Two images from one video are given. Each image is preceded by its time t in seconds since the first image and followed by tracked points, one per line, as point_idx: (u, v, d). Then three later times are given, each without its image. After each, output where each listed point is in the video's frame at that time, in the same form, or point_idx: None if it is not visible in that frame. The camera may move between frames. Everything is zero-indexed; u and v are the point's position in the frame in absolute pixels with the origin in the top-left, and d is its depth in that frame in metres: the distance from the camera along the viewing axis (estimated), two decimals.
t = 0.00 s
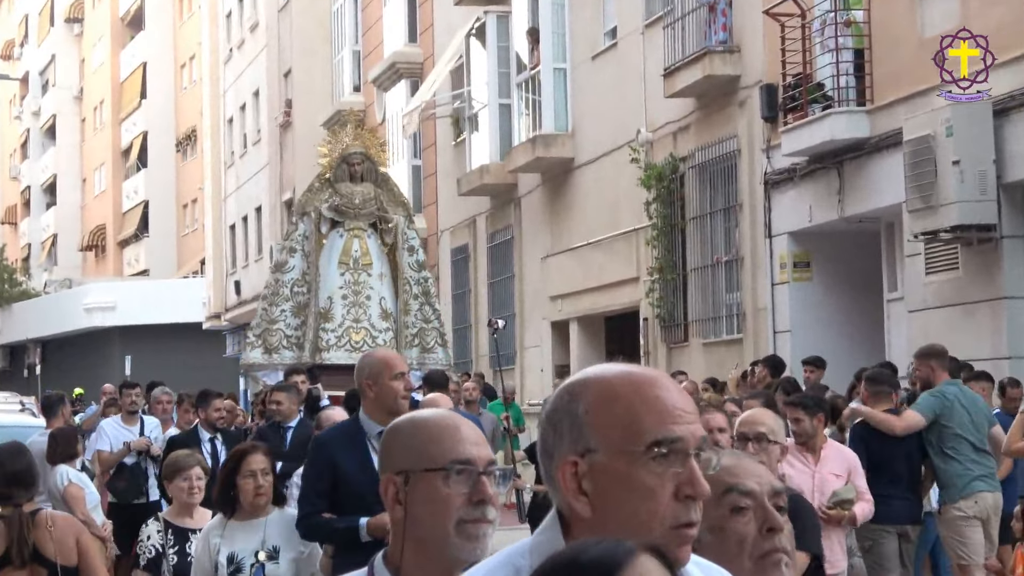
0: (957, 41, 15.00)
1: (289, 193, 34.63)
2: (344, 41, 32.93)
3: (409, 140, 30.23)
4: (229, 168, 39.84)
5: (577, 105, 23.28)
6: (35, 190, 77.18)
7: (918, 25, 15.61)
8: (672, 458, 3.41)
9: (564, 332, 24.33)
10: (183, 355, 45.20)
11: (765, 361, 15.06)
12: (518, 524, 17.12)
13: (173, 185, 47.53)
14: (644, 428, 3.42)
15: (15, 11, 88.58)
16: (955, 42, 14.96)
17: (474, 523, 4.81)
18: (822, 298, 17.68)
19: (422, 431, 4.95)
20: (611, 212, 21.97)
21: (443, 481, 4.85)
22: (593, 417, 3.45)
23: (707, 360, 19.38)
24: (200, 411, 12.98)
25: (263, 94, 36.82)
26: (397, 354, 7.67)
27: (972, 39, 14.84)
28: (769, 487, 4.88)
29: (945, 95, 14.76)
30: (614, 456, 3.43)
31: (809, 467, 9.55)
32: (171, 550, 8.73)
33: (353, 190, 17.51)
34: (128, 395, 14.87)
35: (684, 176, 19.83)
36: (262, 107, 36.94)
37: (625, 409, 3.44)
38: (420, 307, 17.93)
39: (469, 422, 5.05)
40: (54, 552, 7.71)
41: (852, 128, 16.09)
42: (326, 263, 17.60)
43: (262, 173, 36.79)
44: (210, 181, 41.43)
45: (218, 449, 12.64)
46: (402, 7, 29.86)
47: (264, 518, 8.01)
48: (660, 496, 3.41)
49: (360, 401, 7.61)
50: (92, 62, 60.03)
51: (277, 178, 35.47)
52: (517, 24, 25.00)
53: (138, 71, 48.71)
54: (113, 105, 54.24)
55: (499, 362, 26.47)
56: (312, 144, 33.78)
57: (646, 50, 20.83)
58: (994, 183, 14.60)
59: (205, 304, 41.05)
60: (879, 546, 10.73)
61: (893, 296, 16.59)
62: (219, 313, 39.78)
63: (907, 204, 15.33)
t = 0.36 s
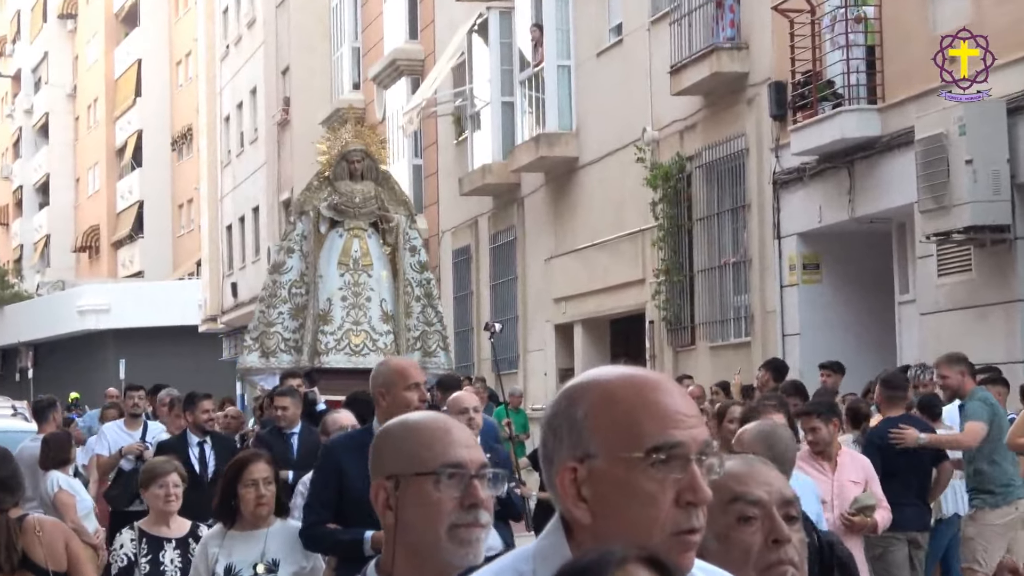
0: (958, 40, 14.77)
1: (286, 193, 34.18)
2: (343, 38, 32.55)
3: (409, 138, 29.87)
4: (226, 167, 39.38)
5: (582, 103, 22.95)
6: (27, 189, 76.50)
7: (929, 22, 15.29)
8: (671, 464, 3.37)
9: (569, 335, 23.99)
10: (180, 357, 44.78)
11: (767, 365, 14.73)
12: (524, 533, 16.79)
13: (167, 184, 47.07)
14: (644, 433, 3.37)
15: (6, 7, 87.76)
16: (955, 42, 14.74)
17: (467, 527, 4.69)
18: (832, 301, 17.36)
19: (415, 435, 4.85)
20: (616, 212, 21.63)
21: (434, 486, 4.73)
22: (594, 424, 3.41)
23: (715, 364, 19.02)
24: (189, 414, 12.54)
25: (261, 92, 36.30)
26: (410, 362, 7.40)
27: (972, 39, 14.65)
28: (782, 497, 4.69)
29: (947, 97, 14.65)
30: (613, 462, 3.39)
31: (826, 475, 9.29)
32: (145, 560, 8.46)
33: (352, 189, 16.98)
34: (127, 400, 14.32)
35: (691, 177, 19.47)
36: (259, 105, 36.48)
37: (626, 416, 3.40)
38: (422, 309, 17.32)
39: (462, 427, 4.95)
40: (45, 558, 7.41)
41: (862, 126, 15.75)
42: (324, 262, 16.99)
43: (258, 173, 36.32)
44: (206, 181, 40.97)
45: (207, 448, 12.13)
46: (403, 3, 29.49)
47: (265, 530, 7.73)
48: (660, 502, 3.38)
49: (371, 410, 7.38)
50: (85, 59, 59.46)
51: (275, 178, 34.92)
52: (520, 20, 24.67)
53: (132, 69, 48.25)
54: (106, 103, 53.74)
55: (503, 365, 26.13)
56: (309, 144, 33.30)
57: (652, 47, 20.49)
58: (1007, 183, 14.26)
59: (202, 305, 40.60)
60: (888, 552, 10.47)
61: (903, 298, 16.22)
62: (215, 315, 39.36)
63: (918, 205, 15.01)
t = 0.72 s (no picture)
0: (957, 41, 14.58)
1: (281, 191, 33.73)
2: (340, 32, 32.13)
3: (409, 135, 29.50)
4: (220, 164, 38.92)
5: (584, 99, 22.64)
6: (18, 187, 75.78)
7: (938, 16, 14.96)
8: (658, 471, 3.43)
9: (569, 336, 23.69)
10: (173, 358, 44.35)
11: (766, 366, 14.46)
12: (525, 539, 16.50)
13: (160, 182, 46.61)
14: (630, 440, 3.45)
15: None
16: (955, 43, 14.58)
17: (455, 531, 4.78)
18: (840, 300, 17.04)
19: (395, 436, 4.92)
20: (618, 210, 21.31)
21: (421, 489, 4.81)
22: (583, 430, 3.50)
23: (720, 366, 18.69)
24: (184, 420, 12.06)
25: (255, 87, 35.77)
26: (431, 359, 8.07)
27: (972, 39, 14.45)
28: (788, 502, 4.87)
29: (946, 97, 14.42)
30: (599, 469, 3.48)
31: (848, 482, 9.11)
32: (131, 571, 8.36)
33: (361, 186, 16.33)
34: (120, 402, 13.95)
35: (695, 174, 19.18)
36: (254, 101, 35.99)
37: (614, 423, 3.47)
38: (434, 309, 16.63)
39: (443, 427, 5.04)
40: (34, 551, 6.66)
41: (871, 121, 15.41)
42: (332, 261, 16.34)
43: (253, 171, 35.84)
44: (200, 178, 40.52)
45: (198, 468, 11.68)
46: None
47: (269, 536, 7.67)
48: (649, 509, 3.45)
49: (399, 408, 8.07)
50: (77, 54, 58.86)
51: (270, 176, 34.37)
52: (521, 14, 24.35)
53: (125, 64, 47.79)
54: (98, 98, 53.20)
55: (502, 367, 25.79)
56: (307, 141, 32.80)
57: (655, 41, 20.17)
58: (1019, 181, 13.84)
59: (195, 307, 40.15)
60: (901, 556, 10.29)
61: (913, 298, 15.86)
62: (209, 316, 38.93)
63: (928, 203, 14.72)
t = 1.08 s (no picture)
0: (958, 41, 14.38)
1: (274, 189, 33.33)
2: (335, 27, 31.76)
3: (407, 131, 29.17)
4: (212, 162, 38.49)
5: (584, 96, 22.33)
6: (6, 186, 75.15)
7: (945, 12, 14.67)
8: (646, 473, 3.49)
9: (570, 337, 23.38)
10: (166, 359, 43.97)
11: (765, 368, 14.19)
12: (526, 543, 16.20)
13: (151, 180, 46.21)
14: (614, 441, 3.53)
15: None
16: (955, 43, 14.38)
17: (458, 538, 4.49)
18: (846, 301, 16.74)
19: (393, 441, 4.60)
20: (620, 207, 21.00)
21: (426, 496, 4.49)
22: (574, 435, 3.60)
23: (723, 368, 18.39)
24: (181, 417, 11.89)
25: (248, 83, 35.33)
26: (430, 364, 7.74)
27: (972, 39, 14.25)
28: (792, 508, 4.86)
29: (947, 96, 14.15)
30: (591, 470, 3.56)
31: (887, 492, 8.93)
32: None
33: (366, 179, 15.34)
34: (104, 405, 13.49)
35: (698, 172, 18.87)
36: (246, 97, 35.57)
37: (603, 426, 3.55)
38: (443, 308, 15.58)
39: (439, 430, 4.71)
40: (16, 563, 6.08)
41: (877, 119, 15.11)
42: (336, 257, 15.33)
43: (246, 169, 35.41)
44: (192, 177, 40.11)
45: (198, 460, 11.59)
46: None
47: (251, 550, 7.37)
48: (636, 511, 3.51)
49: (391, 414, 7.68)
50: (68, 50, 58.33)
51: (264, 172, 33.94)
52: (522, 8, 24.05)
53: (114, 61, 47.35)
54: (87, 96, 52.74)
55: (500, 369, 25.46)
56: (301, 137, 32.40)
57: (658, 36, 19.86)
58: None
59: (188, 308, 39.76)
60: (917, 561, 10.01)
61: (921, 299, 15.55)
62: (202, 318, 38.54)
63: (936, 201, 14.43)
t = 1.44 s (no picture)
0: (959, 40, 14.20)
1: (270, 190, 32.95)
2: (333, 26, 31.45)
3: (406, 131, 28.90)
4: (207, 164, 38.12)
5: (587, 95, 22.04)
6: None
7: (953, 12, 14.39)
8: (629, 477, 3.56)
9: (574, 341, 23.08)
10: (162, 361, 43.63)
11: (773, 373, 13.80)
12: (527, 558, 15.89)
13: (146, 180, 45.87)
14: (602, 445, 3.60)
15: None
16: (955, 42, 14.20)
17: (460, 548, 4.25)
18: (854, 306, 16.45)
19: (394, 446, 4.32)
20: (624, 209, 20.68)
21: (428, 506, 4.23)
22: (570, 437, 3.66)
23: (729, 374, 18.09)
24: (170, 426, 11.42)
25: (243, 83, 34.98)
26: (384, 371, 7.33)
27: (973, 38, 14.08)
28: (805, 519, 4.49)
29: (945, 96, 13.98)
30: (581, 474, 3.63)
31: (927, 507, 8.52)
32: None
33: (361, 182, 14.98)
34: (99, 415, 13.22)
35: (704, 172, 18.55)
36: (241, 96, 35.19)
37: (594, 429, 3.62)
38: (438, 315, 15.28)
39: (441, 438, 4.46)
40: None
41: (888, 119, 14.80)
42: (331, 261, 14.99)
43: (242, 172, 35.04)
44: (185, 177, 39.74)
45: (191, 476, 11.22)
46: None
47: (222, 562, 7.36)
48: (621, 513, 3.57)
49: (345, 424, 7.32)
50: (59, 49, 57.90)
51: (261, 175, 33.60)
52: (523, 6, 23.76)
53: (105, 58, 46.95)
54: (79, 94, 52.34)
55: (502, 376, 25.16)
56: (298, 137, 32.06)
57: (662, 35, 19.57)
58: None
59: (182, 314, 39.39)
60: None
61: (931, 304, 15.23)
62: (197, 323, 38.19)
63: (947, 203, 14.12)
